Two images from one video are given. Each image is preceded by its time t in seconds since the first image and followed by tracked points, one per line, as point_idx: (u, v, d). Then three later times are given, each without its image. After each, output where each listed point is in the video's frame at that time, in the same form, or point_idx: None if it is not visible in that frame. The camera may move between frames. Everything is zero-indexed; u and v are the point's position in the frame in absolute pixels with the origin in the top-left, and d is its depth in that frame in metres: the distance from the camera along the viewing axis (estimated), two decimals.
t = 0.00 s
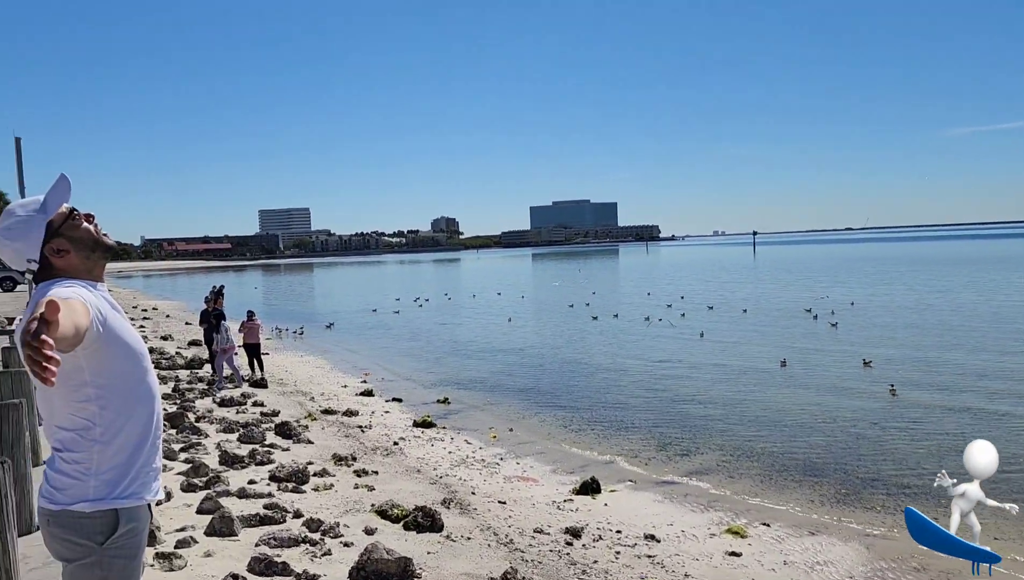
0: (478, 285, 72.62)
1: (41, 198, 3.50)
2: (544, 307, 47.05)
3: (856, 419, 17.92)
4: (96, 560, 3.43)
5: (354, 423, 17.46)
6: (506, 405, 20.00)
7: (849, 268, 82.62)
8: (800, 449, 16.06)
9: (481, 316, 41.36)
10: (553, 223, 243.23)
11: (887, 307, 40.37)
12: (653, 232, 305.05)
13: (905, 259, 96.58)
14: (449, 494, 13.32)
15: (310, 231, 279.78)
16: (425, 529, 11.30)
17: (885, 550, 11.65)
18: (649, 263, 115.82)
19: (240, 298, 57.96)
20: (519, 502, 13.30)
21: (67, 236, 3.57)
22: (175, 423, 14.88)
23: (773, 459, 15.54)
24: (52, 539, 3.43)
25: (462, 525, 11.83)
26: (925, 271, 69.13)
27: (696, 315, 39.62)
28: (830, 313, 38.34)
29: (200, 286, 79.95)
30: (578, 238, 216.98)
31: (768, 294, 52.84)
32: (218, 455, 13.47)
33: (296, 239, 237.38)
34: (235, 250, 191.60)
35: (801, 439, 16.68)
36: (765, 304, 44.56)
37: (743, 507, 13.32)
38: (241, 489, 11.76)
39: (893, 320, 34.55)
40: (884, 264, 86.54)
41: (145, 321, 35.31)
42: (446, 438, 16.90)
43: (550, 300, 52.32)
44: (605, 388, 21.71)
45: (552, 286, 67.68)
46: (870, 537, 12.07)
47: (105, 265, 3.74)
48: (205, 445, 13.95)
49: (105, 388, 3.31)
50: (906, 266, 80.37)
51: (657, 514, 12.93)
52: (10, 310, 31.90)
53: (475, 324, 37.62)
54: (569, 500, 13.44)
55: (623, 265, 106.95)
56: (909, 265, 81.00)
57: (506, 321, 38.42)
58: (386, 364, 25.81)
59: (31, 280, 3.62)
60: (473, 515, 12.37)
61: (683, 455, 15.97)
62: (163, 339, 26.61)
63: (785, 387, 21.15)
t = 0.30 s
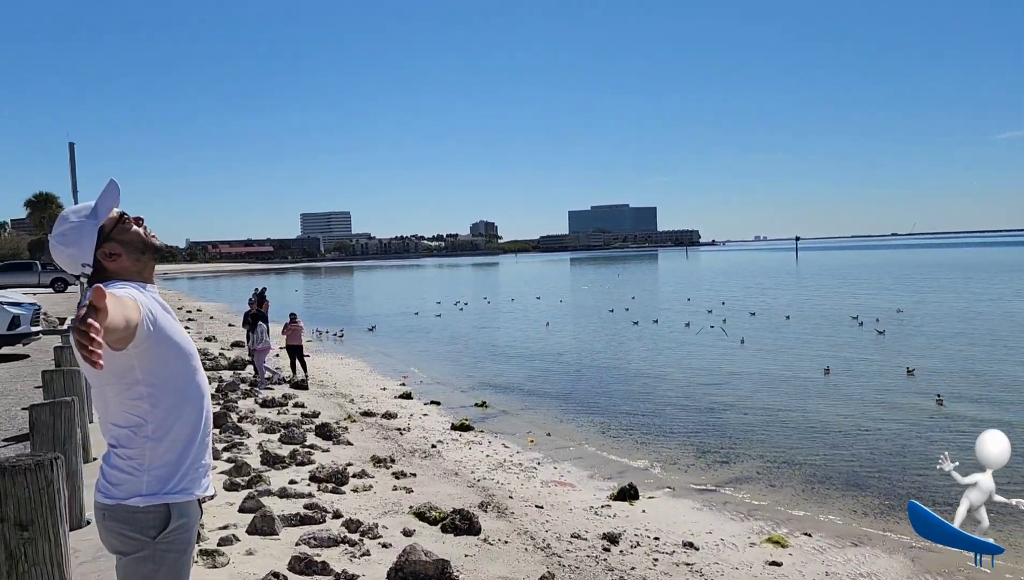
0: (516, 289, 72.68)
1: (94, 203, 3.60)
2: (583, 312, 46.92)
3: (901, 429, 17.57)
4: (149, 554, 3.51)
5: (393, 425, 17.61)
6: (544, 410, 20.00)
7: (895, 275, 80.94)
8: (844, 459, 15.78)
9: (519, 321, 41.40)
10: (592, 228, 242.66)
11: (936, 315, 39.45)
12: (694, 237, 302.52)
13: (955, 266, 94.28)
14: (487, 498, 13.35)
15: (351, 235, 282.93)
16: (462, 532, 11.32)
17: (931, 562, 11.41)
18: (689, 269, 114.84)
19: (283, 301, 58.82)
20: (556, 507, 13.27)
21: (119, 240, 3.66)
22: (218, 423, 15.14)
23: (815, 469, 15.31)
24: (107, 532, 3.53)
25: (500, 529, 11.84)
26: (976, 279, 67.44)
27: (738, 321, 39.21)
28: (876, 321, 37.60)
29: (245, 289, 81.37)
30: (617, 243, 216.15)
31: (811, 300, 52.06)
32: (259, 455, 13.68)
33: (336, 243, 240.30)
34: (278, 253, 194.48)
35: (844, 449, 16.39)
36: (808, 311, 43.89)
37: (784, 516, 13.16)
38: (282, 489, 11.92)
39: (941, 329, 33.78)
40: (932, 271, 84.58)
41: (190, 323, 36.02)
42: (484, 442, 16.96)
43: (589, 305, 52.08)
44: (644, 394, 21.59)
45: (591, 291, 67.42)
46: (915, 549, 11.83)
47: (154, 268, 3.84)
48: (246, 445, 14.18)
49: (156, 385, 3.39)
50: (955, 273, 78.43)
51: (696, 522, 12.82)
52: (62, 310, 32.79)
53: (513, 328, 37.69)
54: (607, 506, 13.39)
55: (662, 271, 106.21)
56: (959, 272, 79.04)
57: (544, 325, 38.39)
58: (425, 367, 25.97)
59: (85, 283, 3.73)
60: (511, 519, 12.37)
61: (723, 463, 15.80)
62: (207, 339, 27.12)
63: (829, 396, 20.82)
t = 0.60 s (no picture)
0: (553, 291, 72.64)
1: (139, 206, 3.68)
2: (620, 314, 46.73)
3: (945, 435, 17.21)
4: (194, 549, 3.59)
5: (428, 425, 17.72)
6: (579, 412, 19.96)
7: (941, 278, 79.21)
8: (885, 465, 15.51)
9: (555, 323, 41.37)
10: (629, 230, 241.57)
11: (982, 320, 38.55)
12: (731, 238, 299.57)
13: (1004, 270, 91.93)
14: (521, 500, 13.36)
15: (388, 237, 285.14)
16: (497, 533, 11.33)
17: (975, 572, 11.16)
18: (726, 271, 113.69)
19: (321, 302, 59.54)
20: (591, 510, 13.23)
21: (166, 241, 3.75)
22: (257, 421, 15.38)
23: (856, 475, 15.07)
24: (154, 527, 3.62)
25: (534, 530, 11.83)
26: None
27: (777, 325, 38.74)
28: (919, 325, 36.85)
29: (285, 290, 82.42)
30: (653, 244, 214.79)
31: (851, 304, 51.24)
32: (297, 453, 13.86)
33: (374, 244, 242.48)
34: (316, 254, 196.66)
35: (886, 455, 16.10)
36: (850, 314, 43.17)
37: (822, 522, 12.96)
38: (319, 488, 12.06)
39: (988, 334, 33.00)
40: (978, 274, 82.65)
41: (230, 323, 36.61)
42: (520, 443, 16.98)
43: (626, 307, 51.82)
44: (680, 397, 21.43)
45: (628, 293, 67.06)
46: (958, 558, 11.58)
47: (199, 269, 3.91)
48: (285, 443, 14.37)
49: (201, 383, 3.47)
50: (1002, 276, 76.54)
51: (733, 527, 12.69)
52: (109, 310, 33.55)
53: (549, 330, 37.69)
54: (642, 509, 13.31)
55: (700, 273, 105.22)
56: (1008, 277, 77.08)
57: (580, 327, 38.30)
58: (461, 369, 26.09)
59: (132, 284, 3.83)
60: (545, 521, 12.35)
61: (760, 468, 15.62)
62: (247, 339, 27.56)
63: (870, 401, 20.46)
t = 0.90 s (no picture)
0: (587, 293, 72.46)
1: (189, 209, 3.77)
2: (654, 317, 46.45)
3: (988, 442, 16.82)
4: (231, 548, 3.63)
5: (462, 427, 17.78)
6: (613, 415, 19.87)
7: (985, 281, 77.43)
8: (925, 472, 15.21)
9: (590, 325, 41.26)
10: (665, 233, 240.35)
11: None
12: (768, 240, 295.94)
13: None
14: (555, 502, 13.33)
15: (422, 239, 286.88)
16: (531, 535, 11.32)
17: None
18: (763, 273, 112.40)
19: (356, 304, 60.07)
20: (625, 513, 13.17)
21: (213, 244, 3.82)
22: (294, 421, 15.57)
23: (895, 481, 14.79)
24: (194, 526, 3.67)
25: (568, 533, 11.79)
26: None
27: (815, 328, 38.22)
28: (962, 329, 36.04)
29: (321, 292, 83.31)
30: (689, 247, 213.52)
31: (890, 307, 50.39)
32: (333, 453, 14.00)
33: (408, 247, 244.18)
34: (352, 256, 198.42)
35: (927, 462, 15.78)
36: (890, 318, 42.43)
37: (861, 529, 12.75)
38: (354, 488, 12.16)
39: None
40: None
41: (268, 324, 37.08)
42: (553, 446, 16.95)
43: (660, 310, 51.49)
44: (715, 401, 21.25)
45: (664, 295, 66.70)
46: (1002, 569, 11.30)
47: (244, 272, 3.96)
48: (321, 444, 14.52)
49: (242, 384, 3.53)
50: None
51: (770, 533, 12.54)
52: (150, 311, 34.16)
53: (583, 332, 37.61)
54: (676, 514, 13.22)
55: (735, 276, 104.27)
56: None
57: (614, 330, 38.14)
58: (494, 371, 26.14)
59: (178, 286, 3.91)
60: (579, 524, 12.32)
61: (797, 473, 15.43)
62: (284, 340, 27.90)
63: (910, 406, 20.09)
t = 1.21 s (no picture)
0: (621, 297, 72.15)
1: (252, 213, 3.86)
2: (690, 321, 46.10)
3: None
4: (255, 551, 3.69)
5: (496, 431, 17.83)
6: (647, 420, 19.77)
7: None
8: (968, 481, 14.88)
9: (624, 329, 41.08)
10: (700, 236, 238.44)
11: None
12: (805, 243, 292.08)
13: None
14: (588, 507, 13.30)
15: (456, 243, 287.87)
16: (564, 540, 11.30)
17: None
18: (800, 277, 110.95)
19: (390, 308, 60.48)
20: (659, 519, 13.09)
21: (261, 250, 3.89)
22: (329, 424, 15.73)
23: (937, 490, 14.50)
24: (218, 527, 3.74)
25: (601, 538, 11.75)
26: None
27: (854, 333, 37.62)
28: (1008, 335, 35.18)
29: (356, 295, 84.13)
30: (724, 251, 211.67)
31: (932, 312, 49.46)
32: (368, 456, 14.11)
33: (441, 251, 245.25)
34: (386, 260, 199.81)
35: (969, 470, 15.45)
36: (933, 323, 41.57)
37: (901, 538, 12.52)
38: (388, 490, 12.25)
39: None
40: None
41: (304, 327, 37.54)
42: (587, 450, 16.92)
43: (695, 315, 51.05)
44: (751, 406, 21.02)
45: (700, 299, 66.15)
46: None
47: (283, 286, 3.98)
48: (355, 446, 14.66)
49: (266, 392, 3.59)
50: None
51: (806, 540, 12.37)
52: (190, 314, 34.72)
53: (617, 336, 37.47)
54: (711, 520, 13.11)
55: (772, 279, 102.95)
56: None
57: (649, 335, 37.90)
58: (528, 375, 26.15)
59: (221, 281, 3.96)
60: (612, 529, 12.27)
61: (835, 480, 15.19)
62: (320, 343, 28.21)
63: (953, 414, 19.67)
